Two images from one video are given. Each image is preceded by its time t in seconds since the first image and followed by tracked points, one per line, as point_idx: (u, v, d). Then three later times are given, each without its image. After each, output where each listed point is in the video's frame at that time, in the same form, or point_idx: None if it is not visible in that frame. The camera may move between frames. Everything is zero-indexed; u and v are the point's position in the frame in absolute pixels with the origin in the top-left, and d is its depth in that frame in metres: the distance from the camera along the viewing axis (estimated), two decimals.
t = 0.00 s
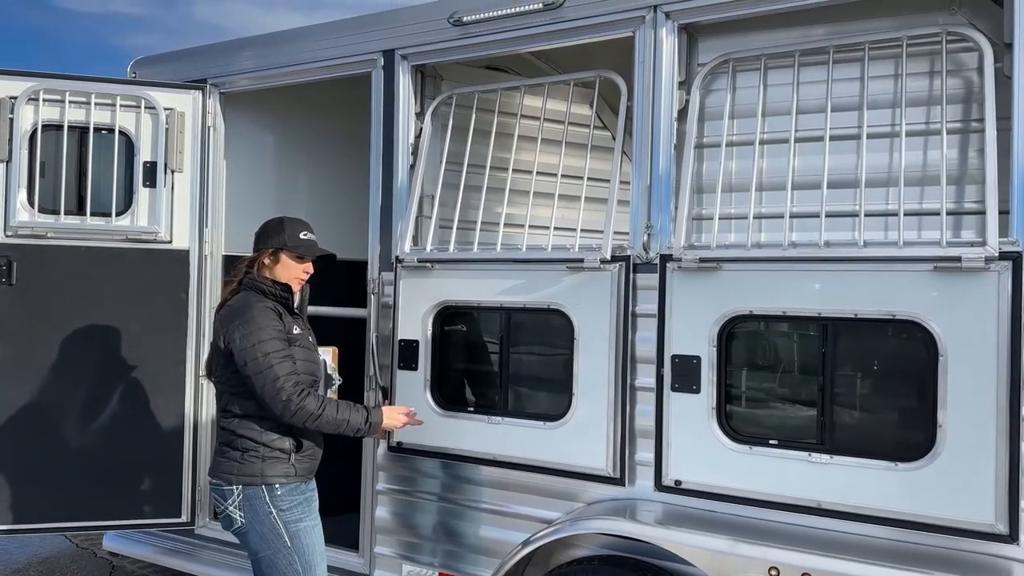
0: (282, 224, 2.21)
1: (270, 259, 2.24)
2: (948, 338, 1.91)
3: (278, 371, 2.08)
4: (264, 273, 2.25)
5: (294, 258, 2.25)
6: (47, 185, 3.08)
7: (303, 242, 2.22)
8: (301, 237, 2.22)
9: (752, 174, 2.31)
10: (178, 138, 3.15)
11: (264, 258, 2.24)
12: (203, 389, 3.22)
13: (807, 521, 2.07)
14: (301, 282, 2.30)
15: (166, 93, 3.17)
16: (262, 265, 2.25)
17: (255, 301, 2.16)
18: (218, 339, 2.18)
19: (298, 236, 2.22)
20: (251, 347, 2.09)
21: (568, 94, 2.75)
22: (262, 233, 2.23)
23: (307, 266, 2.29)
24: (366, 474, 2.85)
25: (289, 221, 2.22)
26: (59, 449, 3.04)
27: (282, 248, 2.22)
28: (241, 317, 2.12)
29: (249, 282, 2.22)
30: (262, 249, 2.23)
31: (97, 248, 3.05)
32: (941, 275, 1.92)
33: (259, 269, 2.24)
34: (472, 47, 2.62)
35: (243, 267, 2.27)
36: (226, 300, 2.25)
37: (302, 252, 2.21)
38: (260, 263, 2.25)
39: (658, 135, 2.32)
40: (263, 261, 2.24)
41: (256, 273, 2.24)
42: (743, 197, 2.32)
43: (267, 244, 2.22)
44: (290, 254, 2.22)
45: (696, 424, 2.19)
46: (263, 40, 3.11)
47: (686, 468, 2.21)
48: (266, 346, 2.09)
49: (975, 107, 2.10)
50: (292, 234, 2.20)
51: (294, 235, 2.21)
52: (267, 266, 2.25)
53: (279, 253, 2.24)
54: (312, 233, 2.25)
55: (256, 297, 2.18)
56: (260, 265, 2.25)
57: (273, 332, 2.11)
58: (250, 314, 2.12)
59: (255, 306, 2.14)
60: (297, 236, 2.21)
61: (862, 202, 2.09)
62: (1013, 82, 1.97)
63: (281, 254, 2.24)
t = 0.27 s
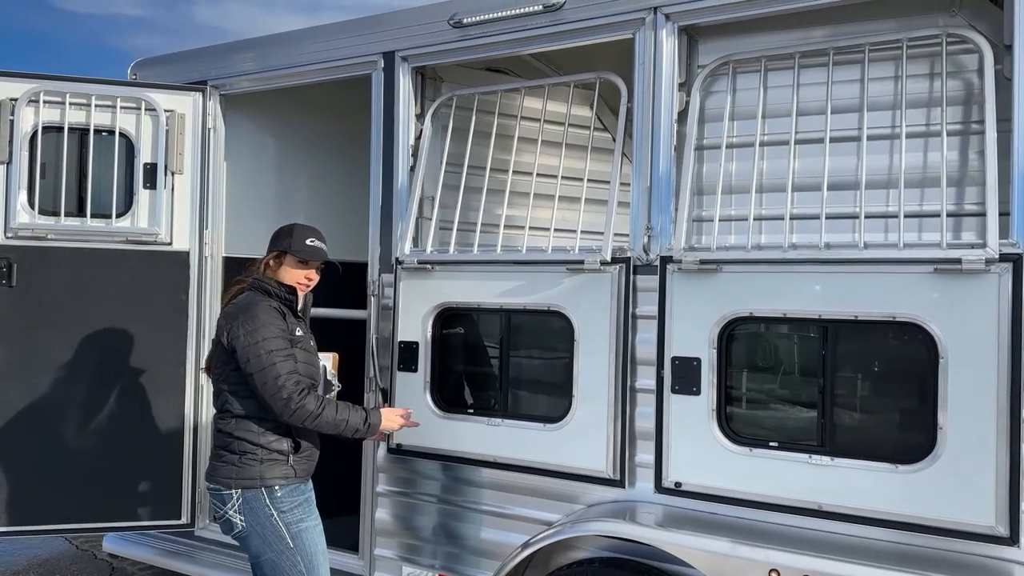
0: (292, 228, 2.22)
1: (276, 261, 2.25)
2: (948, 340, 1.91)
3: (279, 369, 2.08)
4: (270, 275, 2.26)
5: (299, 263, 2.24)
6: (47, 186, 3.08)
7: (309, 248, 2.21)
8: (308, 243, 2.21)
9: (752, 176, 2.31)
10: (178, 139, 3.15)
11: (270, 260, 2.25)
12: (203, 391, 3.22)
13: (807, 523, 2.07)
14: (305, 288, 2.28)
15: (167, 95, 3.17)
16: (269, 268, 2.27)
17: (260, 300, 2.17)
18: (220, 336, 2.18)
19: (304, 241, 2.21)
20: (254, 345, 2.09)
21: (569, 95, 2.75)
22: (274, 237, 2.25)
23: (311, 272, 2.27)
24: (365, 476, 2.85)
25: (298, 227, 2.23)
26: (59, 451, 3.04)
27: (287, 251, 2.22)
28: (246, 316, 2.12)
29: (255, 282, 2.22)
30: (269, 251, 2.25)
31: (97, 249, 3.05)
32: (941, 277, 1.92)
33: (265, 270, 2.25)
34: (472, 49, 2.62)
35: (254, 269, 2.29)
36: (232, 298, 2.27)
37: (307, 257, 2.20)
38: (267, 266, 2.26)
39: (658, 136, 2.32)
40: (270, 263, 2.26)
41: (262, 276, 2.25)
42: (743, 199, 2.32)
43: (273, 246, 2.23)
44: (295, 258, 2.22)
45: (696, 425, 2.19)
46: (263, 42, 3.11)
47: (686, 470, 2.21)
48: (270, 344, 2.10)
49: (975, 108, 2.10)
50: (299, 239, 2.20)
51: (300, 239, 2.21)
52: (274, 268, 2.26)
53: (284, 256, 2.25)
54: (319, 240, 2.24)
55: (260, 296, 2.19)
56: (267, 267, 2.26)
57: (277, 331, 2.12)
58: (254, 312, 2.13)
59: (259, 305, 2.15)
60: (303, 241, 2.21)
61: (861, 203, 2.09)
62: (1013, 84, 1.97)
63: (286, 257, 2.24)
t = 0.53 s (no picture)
0: (301, 230, 2.21)
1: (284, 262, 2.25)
2: (947, 341, 1.91)
3: (274, 366, 2.07)
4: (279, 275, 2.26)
5: (305, 266, 2.23)
6: (47, 188, 3.08)
7: (315, 251, 2.19)
8: (314, 246, 2.19)
9: (752, 177, 2.31)
10: (178, 140, 3.16)
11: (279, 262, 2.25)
12: (202, 391, 3.22)
13: (807, 524, 2.07)
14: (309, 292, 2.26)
15: (166, 96, 3.17)
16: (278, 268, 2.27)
17: (262, 299, 2.17)
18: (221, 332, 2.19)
19: (310, 244, 2.19)
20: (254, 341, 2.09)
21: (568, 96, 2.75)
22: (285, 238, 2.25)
23: (317, 275, 2.25)
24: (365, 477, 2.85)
25: (308, 229, 2.21)
26: (58, 451, 3.04)
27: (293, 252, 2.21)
28: (247, 313, 2.13)
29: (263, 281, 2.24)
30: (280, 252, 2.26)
31: (97, 251, 3.05)
32: (940, 278, 1.92)
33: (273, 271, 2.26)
34: (472, 50, 2.62)
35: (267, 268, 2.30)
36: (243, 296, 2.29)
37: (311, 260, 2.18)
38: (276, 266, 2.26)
39: (657, 137, 2.32)
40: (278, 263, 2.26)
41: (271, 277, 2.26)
42: (743, 200, 2.32)
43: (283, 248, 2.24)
44: (301, 260, 2.21)
45: (696, 426, 2.19)
46: (263, 43, 3.11)
47: (686, 471, 2.21)
48: (268, 341, 2.10)
49: (974, 109, 2.10)
50: (305, 241, 2.19)
51: (306, 242, 2.19)
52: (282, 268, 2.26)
53: (292, 258, 2.24)
54: (327, 244, 2.22)
55: (264, 295, 2.20)
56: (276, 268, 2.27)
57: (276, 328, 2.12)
58: (255, 310, 2.14)
59: (261, 303, 2.16)
60: (310, 244, 2.19)
61: (860, 204, 2.09)
62: (1012, 85, 1.97)
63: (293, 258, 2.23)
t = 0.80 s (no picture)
0: (305, 232, 2.21)
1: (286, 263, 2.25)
2: (946, 342, 1.91)
3: (259, 370, 2.08)
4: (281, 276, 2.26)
5: (306, 268, 2.22)
6: (47, 188, 3.09)
7: (314, 253, 2.18)
8: (315, 249, 2.18)
9: (751, 178, 2.31)
10: (178, 142, 3.17)
11: (281, 263, 2.25)
12: (202, 392, 3.22)
13: (807, 524, 2.07)
14: (309, 295, 2.24)
15: (166, 97, 3.18)
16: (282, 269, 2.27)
17: (258, 300, 2.17)
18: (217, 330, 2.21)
19: (310, 246, 2.18)
20: (241, 345, 2.09)
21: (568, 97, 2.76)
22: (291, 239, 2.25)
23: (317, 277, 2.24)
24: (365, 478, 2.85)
25: (312, 232, 2.21)
26: (58, 452, 3.04)
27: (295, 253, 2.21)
28: (239, 316, 2.13)
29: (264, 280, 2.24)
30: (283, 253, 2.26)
31: (96, 251, 3.06)
32: (939, 279, 1.92)
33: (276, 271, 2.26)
34: (472, 51, 2.63)
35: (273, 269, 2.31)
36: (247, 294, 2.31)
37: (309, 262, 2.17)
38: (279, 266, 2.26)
39: (657, 138, 2.33)
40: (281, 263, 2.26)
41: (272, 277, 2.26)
42: (742, 201, 2.33)
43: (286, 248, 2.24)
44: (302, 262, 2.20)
45: (695, 427, 2.19)
46: (263, 45, 3.12)
47: (686, 472, 2.21)
48: (257, 345, 2.09)
49: (973, 110, 2.11)
50: (306, 243, 2.18)
51: (307, 243, 2.18)
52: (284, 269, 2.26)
53: (293, 259, 2.23)
54: (328, 247, 2.20)
55: (261, 296, 2.19)
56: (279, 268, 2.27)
57: (266, 333, 2.11)
58: (249, 311, 2.13)
59: (255, 305, 2.16)
60: (310, 246, 2.18)
61: (858, 205, 2.09)
62: (1010, 87, 1.98)
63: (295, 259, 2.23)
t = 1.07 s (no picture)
0: (292, 230, 2.20)
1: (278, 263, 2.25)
2: (945, 342, 1.92)
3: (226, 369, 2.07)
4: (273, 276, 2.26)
5: (297, 266, 2.21)
6: (47, 189, 3.10)
7: (305, 250, 2.17)
8: (303, 245, 2.17)
9: (750, 178, 2.32)
10: (178, 142, 3.17)
11: (273, 263, 2.26)
12: (202, 393, 3.22)
13: (806, 525, 2.07)
14: (302, 293, 2.24)
15: (166, 98, 3.19)
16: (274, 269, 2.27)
17: (243, 301, 2.17)
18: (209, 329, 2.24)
19: (301, 243, 2.17)
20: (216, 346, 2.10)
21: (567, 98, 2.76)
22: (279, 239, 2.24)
23: (309, 274, 2.23)
24: (365, 478, 2.85)
25: (301, 229, 2.20)
26: (58, 452, 3.05)
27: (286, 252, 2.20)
28: (221, 318, 2.14)
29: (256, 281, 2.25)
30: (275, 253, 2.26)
31: (96, 252, 3.06)
32: (938, 279, 1.92)
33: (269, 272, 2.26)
34: (471, 52, 2.63)
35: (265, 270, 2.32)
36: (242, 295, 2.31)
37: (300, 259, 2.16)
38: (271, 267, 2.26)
39: (656, 139, 2.33)
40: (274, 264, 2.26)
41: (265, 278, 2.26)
42: (742, 201, 2.33)
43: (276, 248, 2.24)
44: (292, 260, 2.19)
45: (694, 427, 2.20)
46: (263, 45, 3.12)
47: (685, 472, 2.21)
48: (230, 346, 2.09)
49: (972, 111, 2.11)
50: (296, 240, 2.18)
51: (298, 240, 2.18)
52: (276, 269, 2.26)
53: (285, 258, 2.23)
54: (319, 244, 2.19)
55: (248, 298, 2.20)
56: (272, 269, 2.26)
57: (242, 334, 2.10)
58: (231, 311, 2.14)
59: (238, 306, 2.16)
60: (301, 243, 2.18)
61: (857, 205, 2.09)
62: (1008, 87, 1.98)
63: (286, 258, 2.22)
